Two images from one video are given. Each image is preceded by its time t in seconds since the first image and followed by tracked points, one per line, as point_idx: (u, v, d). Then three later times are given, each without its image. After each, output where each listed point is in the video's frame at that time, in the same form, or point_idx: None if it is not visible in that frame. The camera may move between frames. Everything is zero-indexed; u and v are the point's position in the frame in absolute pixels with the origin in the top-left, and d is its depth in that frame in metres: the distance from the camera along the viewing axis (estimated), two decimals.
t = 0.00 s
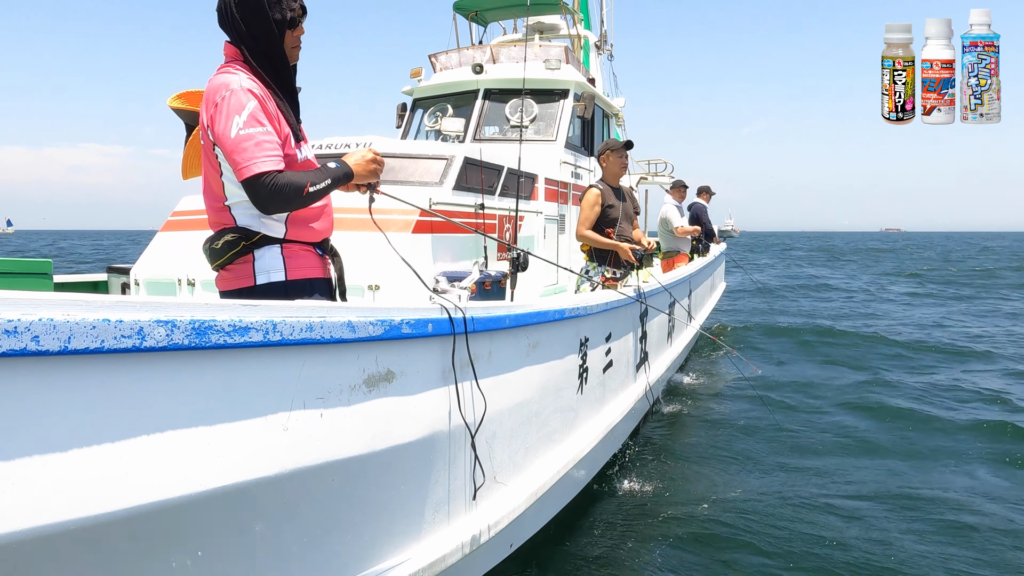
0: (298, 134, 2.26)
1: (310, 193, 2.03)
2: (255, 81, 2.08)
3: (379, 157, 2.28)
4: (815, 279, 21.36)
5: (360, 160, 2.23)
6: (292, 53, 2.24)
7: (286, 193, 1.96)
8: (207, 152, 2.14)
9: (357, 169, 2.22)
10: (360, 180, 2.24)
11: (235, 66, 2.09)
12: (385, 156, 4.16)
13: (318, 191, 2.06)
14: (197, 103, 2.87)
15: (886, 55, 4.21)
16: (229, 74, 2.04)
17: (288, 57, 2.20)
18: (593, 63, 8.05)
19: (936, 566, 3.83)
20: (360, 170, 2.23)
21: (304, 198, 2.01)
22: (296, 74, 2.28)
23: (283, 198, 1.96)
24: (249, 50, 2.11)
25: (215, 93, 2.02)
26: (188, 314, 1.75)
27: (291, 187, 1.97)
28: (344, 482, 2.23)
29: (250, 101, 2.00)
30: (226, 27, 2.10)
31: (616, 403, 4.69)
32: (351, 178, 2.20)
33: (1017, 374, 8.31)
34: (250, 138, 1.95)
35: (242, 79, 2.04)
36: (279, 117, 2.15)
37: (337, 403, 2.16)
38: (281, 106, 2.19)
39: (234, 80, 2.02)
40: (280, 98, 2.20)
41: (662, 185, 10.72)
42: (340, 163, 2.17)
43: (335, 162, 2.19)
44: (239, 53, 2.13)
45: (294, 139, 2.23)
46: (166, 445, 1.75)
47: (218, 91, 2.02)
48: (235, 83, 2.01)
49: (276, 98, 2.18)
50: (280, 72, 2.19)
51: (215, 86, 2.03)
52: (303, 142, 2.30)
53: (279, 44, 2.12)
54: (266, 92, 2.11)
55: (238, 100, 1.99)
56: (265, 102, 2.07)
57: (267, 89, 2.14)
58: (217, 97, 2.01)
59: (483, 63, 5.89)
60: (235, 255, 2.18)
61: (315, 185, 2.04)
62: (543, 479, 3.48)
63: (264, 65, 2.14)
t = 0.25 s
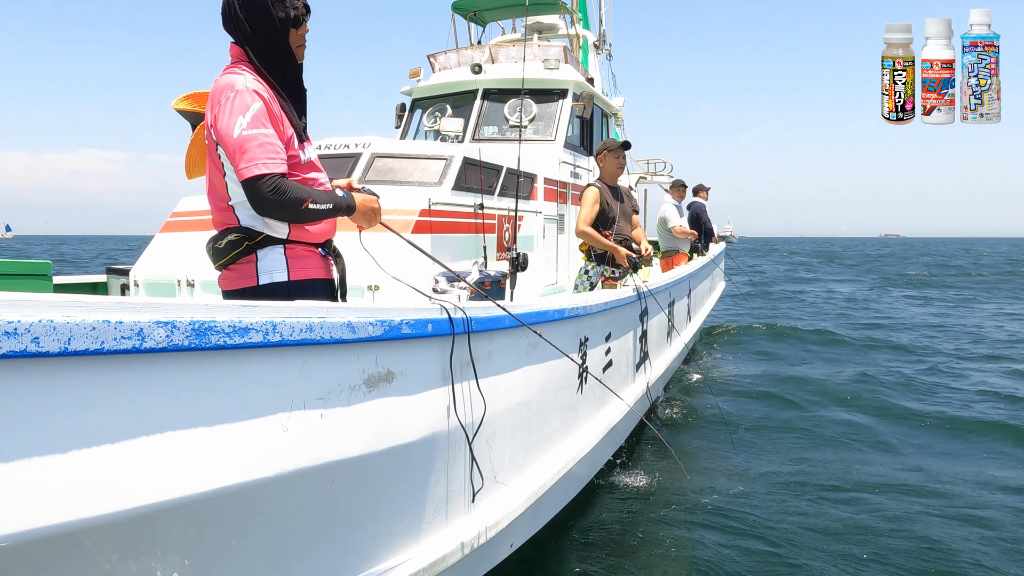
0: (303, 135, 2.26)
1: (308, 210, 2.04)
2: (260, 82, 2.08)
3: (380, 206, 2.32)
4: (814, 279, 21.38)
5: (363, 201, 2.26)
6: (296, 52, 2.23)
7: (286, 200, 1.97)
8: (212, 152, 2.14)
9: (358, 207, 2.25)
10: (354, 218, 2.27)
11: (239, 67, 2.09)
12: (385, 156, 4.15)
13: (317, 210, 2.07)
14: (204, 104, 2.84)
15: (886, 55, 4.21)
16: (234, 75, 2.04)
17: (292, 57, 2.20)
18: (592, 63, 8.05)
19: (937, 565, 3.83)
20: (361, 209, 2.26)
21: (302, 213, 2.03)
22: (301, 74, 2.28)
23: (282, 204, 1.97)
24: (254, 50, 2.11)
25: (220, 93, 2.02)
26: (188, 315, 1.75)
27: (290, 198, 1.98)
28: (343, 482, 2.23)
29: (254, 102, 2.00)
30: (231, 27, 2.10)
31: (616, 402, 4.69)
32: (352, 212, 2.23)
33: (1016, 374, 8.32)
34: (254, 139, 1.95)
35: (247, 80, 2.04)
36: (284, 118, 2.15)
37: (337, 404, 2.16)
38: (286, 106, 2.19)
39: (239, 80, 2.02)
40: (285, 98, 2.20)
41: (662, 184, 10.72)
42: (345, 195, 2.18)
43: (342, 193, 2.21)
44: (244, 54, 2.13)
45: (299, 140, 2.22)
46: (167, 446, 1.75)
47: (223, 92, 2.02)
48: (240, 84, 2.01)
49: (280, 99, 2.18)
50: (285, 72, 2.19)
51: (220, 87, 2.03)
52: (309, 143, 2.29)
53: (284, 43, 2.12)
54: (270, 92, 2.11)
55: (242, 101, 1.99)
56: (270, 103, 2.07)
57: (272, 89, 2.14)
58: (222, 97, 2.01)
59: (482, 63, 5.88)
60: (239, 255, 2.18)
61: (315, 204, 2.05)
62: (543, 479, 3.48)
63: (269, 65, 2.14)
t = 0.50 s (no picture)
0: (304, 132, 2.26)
1: (321, 191, 2.01)
2: (260, 81, 2.08)
3: (391, 163, 2.27)
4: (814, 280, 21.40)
5: (372, 165, 2.22)
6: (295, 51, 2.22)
7: (299, 192, 1.97)
8: (213, 152, 2.14)
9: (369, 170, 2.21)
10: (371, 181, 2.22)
11: (238, 67, 2.09)
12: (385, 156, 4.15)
13: (330, 189, 2.04)
14: (202, 106, 2.84)
15: (886, 55, 4.21)
16: (233, 75, 2.03)
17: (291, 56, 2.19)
18: (593, 63, 8.05)
19: (937, 566, 3.83)
20: (372, 172, 2.22)
21: (316, 195, 2.01)
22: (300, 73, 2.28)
23: (294, 197, 1.97)
24: (253, 50, 2.11)
25: (220, 93, 2.02)
26: (188, 315, 1.75)
27: (301, 185, 1.97)
28: (343, 483, 2.22)
29: (255, 101, 2.01)
30: (229, 28, 2.10)
31: (616, 403, 4.69)
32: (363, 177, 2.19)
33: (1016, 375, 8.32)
34: (259, 136, 1.95)
35: (247, 79, 2.04)
36: (284, 115, 2.15)
37: (338, 404, 2.16)
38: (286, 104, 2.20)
39: (239, 80, 2.02)
40: (285, 96, 2.20)
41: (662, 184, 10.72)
42: (352, 164, 2.15)
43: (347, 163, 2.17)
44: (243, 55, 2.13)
45: (300, 138, 2.23)
46: (167, 446, 1.75)
47: (223, 91, 2.01)
48: (240, 83, 2.01)
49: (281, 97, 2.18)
50: (284, 71, 2.19)
51: (220, 87, 2.03)
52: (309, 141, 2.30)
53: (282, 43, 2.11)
54: (271, 91, 2.11)
55: (244, 99, 1.99)
56: (270, 101, 2.07)
57: (272, 88, 2.14)
58: (223, 97, 2.00)
59: (482, 63, 5.88)
60: (240, 255, 2.18)
61: (326, 183, 2.03)
62: (543, 479, 3.47)
63: (268, 64, 2.14)
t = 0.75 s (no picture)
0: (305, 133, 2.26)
1: (315, 197, 2.03)
2: (261, 81, 2.08)
3: (387, 177, 2.32)
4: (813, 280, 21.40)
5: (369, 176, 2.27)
6: (298, 53, 2.23)
7: (292, 196, 1.97)
8: (213, 151, 2.14)
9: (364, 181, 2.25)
10: (365, 193, 2.26)
11: (240, 66, 2.08)
12: (385, 156, 4.15)
13: (323, 196, 2.06)
14: (204, 103, 2.82)
15: (886, 55, 4.21)
16: (234, 74, 2.03)
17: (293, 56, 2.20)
18: (593, 63, 8.05)
19: (937, 566, 3.83)
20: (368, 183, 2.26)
21: (308, 202, 2.03)
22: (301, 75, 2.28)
23: (286, 202, 1.97)
24: (256, 50, 2.10)
25: (220, 92, 2.02)
26: (188, 314, 1.75)
27: (294, 188, 1.97)
28: (343, 482, 2.22)
29: (254, 101, 2.00)
30: (232, 27, 2.10)
31: (616, 402, 4.70)
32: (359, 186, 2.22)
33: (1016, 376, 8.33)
34: (256, 138, 1.95)
35: (247, 79, 2.04)
36: (285, 116, 2.15)
37: (337, 405, 2.16)
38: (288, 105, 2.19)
39: (239, 79, 2.02)
40: (287, 97, 2.19)
41: (662, 184, 10.72)
42: (347, 171, 2.18)
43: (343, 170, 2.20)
44: (246, 54, 2.12)
45: (300, 139, 2.22)
46: (166, 445, 1.75)
47: (224, 91, 2.01)
48: (241, 83, 2.01)
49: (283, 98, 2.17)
50: (287, 72, 2.19)
51: (220, 86, 2.03)
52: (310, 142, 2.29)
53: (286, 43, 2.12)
54: (271, 91, 2.10)
55: (243, 99, 1.99)
56: (270, 101, 2.07)
57: (274, 89, 2.13)
58: (223, 96, 2.00)
59: (482, 62, 5.89)
60: (239, 255, 2.18)
61: (321, 189, 2.05)
62: (543, 479, 3.47)
63: (269, 64, 2.14)
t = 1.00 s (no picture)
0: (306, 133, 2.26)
1: (316, 196, 2.03)
2: (263, 80, 2.08)
3: (389, 180, 2.30)
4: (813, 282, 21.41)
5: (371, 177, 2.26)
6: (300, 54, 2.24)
7: (293, 195, 1.97)
8: (213, 150, 2.14)
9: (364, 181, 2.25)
10: (364, 196, 2.27)
11: (242, 65, 2.08)
12: (385, 156, 4.15)
13: (325, 195, 2.06)
14: (206, 102, 2.88)
15: (886, 55, 4.21)
16: (236, 72, 2.04)
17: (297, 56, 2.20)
18: (593, 63, 8.05)
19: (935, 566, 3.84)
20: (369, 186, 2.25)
21: (310, 201, 2.02)
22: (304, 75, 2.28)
23: (288, 199, 1.97)
24: (261, 49, 2.11)
25: (222, 91, 2.02)
26: (188, 313, 1.75)
27: (297, 187, 1.98)
28: (343, 481, 2.23)
29: (256, 99, 2.00)
30: (238, 26, 2.10)
31: (615, 402, 4.70)
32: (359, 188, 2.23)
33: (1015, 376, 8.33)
34: (258, 136, 1.95)
35: (249, 77, 2.04)
36: (287, 115, 2.15)
37: (336, 404, 2.16)
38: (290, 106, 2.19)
39: (241, 77, 2.02)
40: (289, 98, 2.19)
41: (661, 185, 10.73)
42: (349, 174, 2.19)
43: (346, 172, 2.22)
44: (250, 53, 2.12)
45: (302, 138, 2.22)
46: (166, 444, 1.75)
47: (225, 89, 2.02)
48: (242, 81, 2.01)
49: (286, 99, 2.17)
50: (290, 72, 2.19)
51: (222, 84, 2.03)
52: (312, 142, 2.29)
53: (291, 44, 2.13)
54: (273, 90, 2.11)
55: (245, 98, 1.99)
56: (272, 100, 2.07)
57: (277, 89, 2.14)
58: (224, 94, 2.01)
59: (482, 62, 5.89)
60: (240, 253, 2.18)
61: (323, 189, 2.05)
62: (542, 479, 3.48)
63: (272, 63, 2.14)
